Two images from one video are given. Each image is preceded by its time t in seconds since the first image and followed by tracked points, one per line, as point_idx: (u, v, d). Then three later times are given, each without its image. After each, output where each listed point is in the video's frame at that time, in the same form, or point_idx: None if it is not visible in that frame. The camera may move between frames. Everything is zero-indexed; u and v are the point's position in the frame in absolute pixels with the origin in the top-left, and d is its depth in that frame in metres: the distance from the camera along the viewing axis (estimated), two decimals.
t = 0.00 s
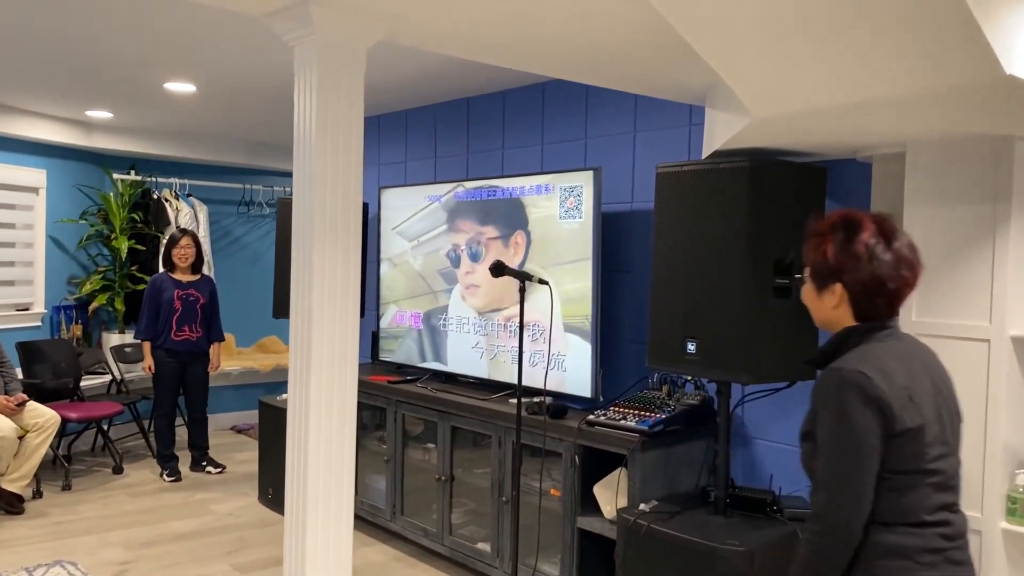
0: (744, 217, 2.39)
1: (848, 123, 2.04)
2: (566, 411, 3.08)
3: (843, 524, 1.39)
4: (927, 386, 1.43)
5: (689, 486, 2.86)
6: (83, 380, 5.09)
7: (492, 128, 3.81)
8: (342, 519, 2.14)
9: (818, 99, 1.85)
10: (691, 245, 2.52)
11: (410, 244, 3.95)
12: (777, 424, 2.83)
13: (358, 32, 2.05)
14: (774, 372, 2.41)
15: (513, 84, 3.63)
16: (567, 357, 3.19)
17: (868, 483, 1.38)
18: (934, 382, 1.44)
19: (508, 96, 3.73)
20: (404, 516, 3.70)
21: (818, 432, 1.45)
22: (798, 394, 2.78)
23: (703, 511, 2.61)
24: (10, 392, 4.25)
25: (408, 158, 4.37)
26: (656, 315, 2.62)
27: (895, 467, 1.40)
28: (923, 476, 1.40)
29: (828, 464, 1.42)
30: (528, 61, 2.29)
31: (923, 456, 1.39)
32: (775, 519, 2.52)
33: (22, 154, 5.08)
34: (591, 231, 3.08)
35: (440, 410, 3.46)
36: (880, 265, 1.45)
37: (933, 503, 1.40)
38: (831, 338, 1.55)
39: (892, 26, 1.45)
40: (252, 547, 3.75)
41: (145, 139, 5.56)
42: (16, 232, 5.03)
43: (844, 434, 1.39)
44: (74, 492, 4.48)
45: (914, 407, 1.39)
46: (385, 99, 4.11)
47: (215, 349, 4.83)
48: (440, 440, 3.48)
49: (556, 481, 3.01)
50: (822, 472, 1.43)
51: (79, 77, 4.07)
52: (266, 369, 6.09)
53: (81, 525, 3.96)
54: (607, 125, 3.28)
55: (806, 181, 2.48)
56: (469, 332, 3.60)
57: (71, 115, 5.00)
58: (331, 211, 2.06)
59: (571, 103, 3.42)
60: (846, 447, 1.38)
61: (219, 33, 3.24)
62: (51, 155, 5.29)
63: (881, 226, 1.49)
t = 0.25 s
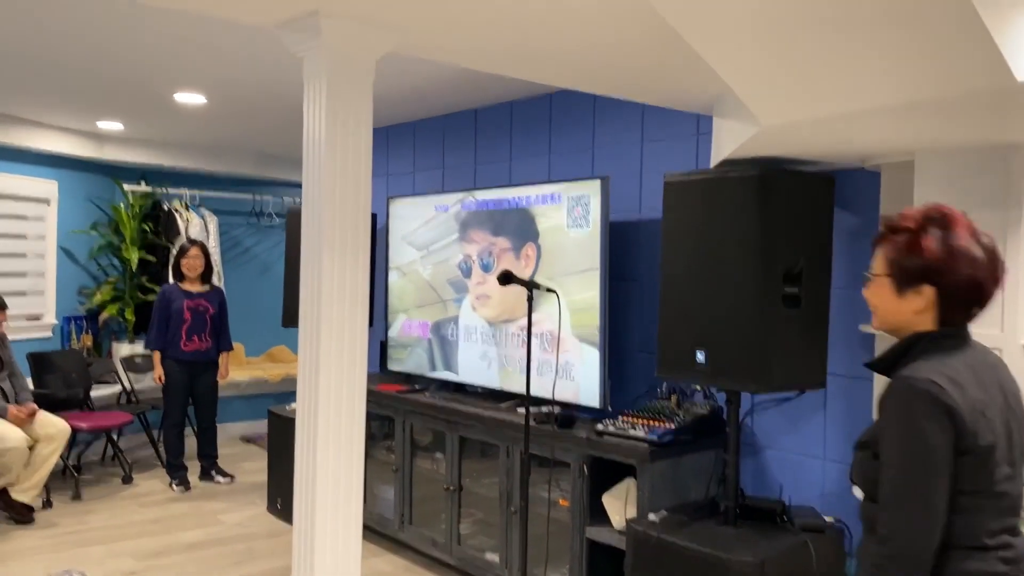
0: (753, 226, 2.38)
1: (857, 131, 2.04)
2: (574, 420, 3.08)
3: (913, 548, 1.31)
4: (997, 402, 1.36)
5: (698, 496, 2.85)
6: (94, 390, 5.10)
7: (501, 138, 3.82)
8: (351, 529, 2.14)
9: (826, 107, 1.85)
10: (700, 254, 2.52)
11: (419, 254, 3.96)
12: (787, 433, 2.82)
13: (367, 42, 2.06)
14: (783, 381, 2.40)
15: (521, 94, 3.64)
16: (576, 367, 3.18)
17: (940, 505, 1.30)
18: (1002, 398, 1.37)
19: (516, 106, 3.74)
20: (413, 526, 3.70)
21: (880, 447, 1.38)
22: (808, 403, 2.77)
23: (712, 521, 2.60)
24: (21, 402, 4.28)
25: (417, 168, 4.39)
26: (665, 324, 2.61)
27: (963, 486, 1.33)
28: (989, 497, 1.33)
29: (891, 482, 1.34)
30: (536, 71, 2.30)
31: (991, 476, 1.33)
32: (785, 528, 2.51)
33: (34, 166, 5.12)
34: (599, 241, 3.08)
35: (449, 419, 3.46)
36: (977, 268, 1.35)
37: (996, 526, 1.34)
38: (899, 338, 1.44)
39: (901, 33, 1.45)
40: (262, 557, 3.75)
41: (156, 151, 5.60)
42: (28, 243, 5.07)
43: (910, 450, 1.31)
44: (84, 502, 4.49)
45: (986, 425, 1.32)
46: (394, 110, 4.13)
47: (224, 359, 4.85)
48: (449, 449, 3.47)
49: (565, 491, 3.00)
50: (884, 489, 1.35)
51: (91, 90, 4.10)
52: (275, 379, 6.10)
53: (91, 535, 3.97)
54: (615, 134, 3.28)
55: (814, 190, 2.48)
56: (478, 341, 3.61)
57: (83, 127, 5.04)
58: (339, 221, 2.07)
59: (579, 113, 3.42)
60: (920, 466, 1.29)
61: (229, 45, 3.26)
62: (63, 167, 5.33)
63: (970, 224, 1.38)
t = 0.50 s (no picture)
0: (765, 230, 2.36)
1: (870, 133, 2.01)
2: (583, 427, 3.06)
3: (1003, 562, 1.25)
4: None
5: (708, 503, 2.83)
6: (102, 396, 5.10)
7: (508, 143, 3.81)
8: (358, 536, 2.12)
9: (840, 109, 1.83)
10: (711, 259, 2.50)
11: (426, 260, 3.95)
12: (798, 440, 2.79)
13: (376, 46, 2.04)
14: (794, 387, 2.38)
15: (529, 100, 3.63)
16: (584, 374, 3.16)
17: None
18: None
19: (524, 112, 3.73)
20: (421, 534, 3.67)
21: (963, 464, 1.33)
22: (819, 409, 2.74)
23: (723, 529, 2.57)
24: (29, 408, 4.29)
25: (424, 175, 4.38)
26: (675, 330, 2.59)
27: None
28: None
29: (978, 502, 1.29)
30: (544, 74, 2.28)
31: None
32: (797, 536, 2.48)
33: (43, 172, 5.13)
34: (608, 246, 3.06)
35: (457, 426, 3.44)
36: None
37: None
38: (979, 350, 1.40)
39: (917, 33, 1.43)
40: (269, 564, 3.73)
41: (164, 157, 5.61)
42: (36, 249, 5.08)
43: (999, 467, 1.27)
44: (91, 508, 4.48)
45: None
46: (402, 116, 4.12)
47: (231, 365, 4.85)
48: (456, 456, 3.45)
49: (574, 498, 2.98)
50: (971, 502, 1.30)
51: (100, 96, 4.11)
52: (282, 386, 6.09)
53: (98, 541, 3.96)
54: (623, 140, 3.26)
55: (826, 194, 2.45)
56: (485, 347, 3.59)
57: (91, 134, 5.05)
58: (347, 225, 2.06)
59: (587, 118, 3.41)
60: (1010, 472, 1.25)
61: (238, 50, 3.26)
62: (72, 173, 5.34)
63: None
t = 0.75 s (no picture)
0: (777, 228, 2.35)
1: (883, 129, 2.00)
2: (594, 425, 3.05)
3: None
4: None
5: (720, 502, 2.81)
6: (113, 395, 5.12)
7: (519, 142, 3.81)
8: (369, 534, 2.12)
9: (853, 103, 1.82)
10: (722, 257, 2.49)
11: (436, 259, 3.95)
12: (811, 438, 2.78)
13: (387, 43, 2.05)
14: (806, 385, 2.37)
15: (540, 98, 3.62)
16: (596, 372, 3.15)
17: None
18: None
19: (534, 110, 3.72)
20: (431, 532, 3.67)
21: None
22: (832, 407, 2.73)
23: (734, 527, 2.56)
24: (41, 405, 4.31)
25: (435, 174, 4.38)
26: (686, 327, 2.58)
27: None
28: None
29: None
30: (555, 70, 2.28)
31: None
32: (809, 534, 2.46)
33: (56, 171, 5.16)
34: (618, 244, 3.05)
35: (467, 424, 3.44)
36: None
37: None
38: None
39: (929, 28, 1.42)
40: (279, 562, 3.73)
41: (176, 157, 5.63)
42: (49, 248, 5.11)
43: None
44: (102, 506, 4.50)
45: None
46: (413, 115, 4.13)
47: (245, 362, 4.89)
48: (467, 454, 3.45)
49: (584, 497, 2.97)
50: None
51: (112, 96, 4.13)
52: (292, 385, 6.11)
53: (109, 539, 3.97)
54: (635, 137, 3.26)
55: (839, 191, 2.44)
56: (496, 346, 3.58)
57: (103, 133, 5.08)
58: (358, 223, 2.05)
59: (599, 116, 3.40)
60: None
61: (249, 49, 3.28)
62: (84, 172, 5.37)
63: None
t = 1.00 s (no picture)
0: (790, 222, 2.34)
1: (897, 121, 1.99)
2: (605, 420, 3.04)
3: None
4: None
5: (732, 497, 2.81)
6: (128, 390, 5.15)
7: (531, 137, 3.81)
8: (382, 527, 2.13)
9: (867, 94, 1.81)
10: (735, 252, 2.48)
11: (448, 254, 3.95)
12: (823, 434, 2.77)
13: (400, 37, 2.05)
14: (818, 379, 2.36)
15: (552, 93, 3.62)
16: (608, 368, 3.14)
17: None
18: None
19: (546, 105, 3.72)
20: (443, 526, 3.68)
21: None
22: (845, 403, 2.72)
23: (747, 522, 2.56)
24: (56, 399, 4.34)
25: (446, 169, 4.38)
26: (698, 321, 2.57)
27: None
28: None
29: None
30: (567, 64, 2.28)
31: None
32: (822, 530, 2.45)
33: (70, 168, 5.20)
34: (631, 239, 3.05)
35: (479, 419, 3.44)
36: None
37: None
38: None
39: (940, 20, 1.42)
40: (292, 556, 3.75)
41: (189, 153, 5.66)
42: (64, 244, 5.14)
43: None
44: (117, 500, 4.53)
45: None
46: (425, 110, 4.13)
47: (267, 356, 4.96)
48: (479, 449, 3.45)
49: (596, 492, 2.97)
50: None
51: (126, 92, 4.15)
52: (305, 381, 6.13)
53: (124, 532, 4.00)
54: (647, 132, 3.25)
55: (852, 186, 2.43)
56: (508, 341, 3.58)
57: (118, 130, 5.11)
58: (371, 217, 2.06)
59: (611, 110, 3.40)
60: None
61: (262, 46, 3.29)
62: (99, 169, 5.40)
63: None
